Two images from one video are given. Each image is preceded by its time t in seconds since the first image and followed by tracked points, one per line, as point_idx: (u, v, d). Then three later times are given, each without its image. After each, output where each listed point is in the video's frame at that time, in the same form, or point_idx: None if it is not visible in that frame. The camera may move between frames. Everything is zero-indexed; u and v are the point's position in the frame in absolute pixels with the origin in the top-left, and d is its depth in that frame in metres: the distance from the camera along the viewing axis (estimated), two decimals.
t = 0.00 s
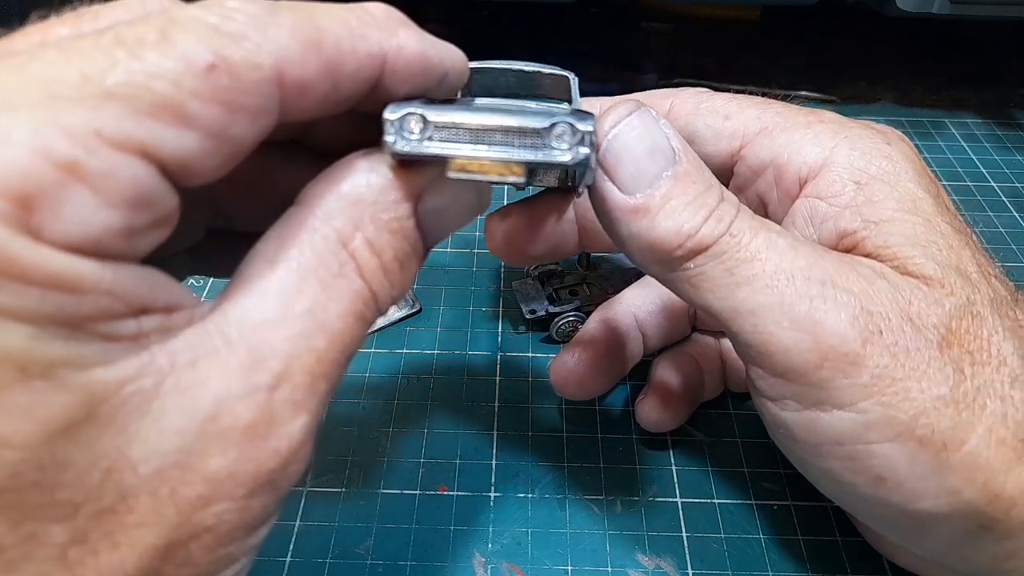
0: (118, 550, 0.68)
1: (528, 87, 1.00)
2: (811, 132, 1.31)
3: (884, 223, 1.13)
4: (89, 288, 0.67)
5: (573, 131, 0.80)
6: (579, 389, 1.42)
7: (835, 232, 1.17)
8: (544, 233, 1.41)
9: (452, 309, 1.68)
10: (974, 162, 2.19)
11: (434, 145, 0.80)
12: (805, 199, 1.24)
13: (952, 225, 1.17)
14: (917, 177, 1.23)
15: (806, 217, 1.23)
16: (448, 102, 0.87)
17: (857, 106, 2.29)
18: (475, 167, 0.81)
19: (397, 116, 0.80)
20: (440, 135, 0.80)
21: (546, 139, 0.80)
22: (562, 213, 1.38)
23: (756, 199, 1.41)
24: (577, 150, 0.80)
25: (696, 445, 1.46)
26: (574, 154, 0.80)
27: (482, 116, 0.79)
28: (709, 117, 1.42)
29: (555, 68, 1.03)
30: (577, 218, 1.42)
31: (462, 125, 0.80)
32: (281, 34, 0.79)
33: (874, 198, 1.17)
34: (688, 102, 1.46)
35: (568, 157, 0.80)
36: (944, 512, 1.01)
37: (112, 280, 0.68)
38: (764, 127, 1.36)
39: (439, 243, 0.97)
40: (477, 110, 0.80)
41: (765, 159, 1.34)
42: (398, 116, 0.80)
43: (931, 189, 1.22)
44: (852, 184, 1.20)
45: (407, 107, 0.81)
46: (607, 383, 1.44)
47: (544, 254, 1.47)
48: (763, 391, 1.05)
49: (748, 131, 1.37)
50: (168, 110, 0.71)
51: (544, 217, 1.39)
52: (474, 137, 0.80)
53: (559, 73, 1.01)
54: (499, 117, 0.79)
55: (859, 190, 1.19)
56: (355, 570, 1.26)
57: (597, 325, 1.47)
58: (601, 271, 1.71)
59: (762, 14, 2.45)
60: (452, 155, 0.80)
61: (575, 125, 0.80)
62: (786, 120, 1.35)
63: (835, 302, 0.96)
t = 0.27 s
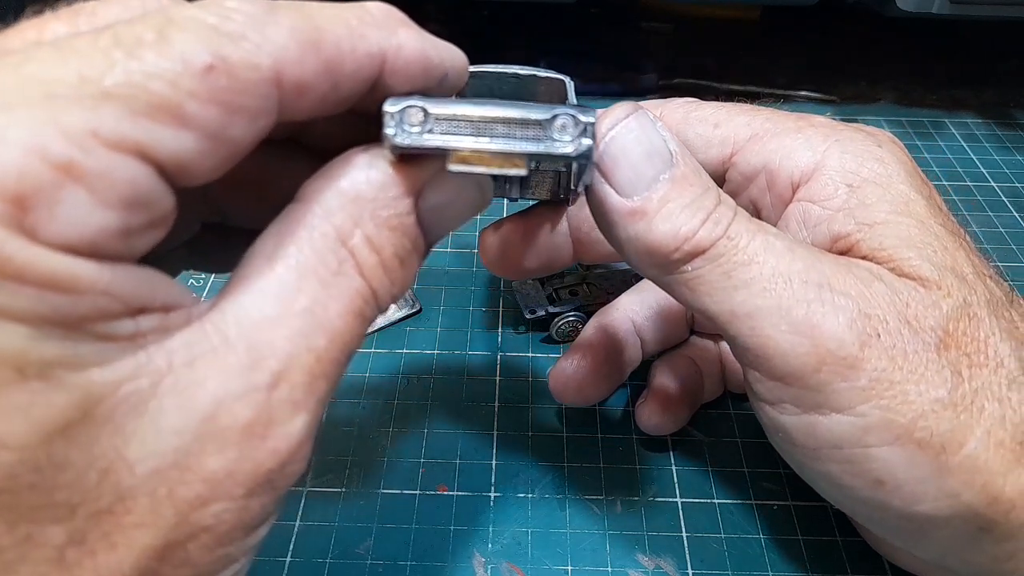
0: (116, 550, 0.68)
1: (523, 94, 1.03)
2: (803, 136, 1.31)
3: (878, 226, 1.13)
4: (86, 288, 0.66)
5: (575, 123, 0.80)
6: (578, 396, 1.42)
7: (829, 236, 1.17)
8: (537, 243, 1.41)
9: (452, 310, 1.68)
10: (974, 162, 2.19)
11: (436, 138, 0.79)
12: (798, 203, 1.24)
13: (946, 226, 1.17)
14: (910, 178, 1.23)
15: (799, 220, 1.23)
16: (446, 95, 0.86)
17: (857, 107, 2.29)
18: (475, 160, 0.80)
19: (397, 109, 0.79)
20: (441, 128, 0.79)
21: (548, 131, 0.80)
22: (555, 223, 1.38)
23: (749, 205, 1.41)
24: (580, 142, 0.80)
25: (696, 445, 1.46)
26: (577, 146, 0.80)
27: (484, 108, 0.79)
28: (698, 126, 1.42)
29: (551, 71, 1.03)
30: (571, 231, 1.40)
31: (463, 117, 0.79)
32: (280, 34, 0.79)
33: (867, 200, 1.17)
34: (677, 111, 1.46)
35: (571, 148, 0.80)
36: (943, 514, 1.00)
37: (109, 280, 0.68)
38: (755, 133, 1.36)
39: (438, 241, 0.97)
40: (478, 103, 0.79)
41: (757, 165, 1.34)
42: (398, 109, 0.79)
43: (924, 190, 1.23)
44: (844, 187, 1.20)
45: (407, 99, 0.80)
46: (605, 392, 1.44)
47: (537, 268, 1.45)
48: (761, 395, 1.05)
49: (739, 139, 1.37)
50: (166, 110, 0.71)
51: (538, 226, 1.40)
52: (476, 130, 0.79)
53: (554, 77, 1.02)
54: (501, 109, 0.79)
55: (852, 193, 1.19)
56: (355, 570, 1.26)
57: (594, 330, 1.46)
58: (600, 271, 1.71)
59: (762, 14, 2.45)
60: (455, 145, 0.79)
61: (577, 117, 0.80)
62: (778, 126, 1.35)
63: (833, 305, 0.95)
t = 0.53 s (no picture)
0: (118, 551, 0.68)
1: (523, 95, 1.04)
2: (803, 136, 1.31)
3: (877, 226, 1.13)
4: (88, 288, 0.66)
5: (575, 122, 0.80)
6: (578, 398, 1.42)
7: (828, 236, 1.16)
8: (536, 245, 1.41)
9: (452, 310, 1.68)
10: (974, 162, 2.19)
11: (437, 138, 0.79)
12: (797, 203, 1.24)
13: (945, 227, 1.17)
14: (909, 178, 1.23)
15: (798, 221, 1.23)
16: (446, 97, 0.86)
17: (857, 107, 2.29)
18: (476, 160, 0.79)
19: (397, 109, 0.79)
20: (441, 128, 0.79)
21: (549, 130, 0.80)
22: (555, 224, 1.38)
23: (749, 206, 1.41)
24: (580, 141, 0.80)
25: (696, 445, 1.46)
26: (577, 145, 0.80)
27: (484, 108, 0.79)
28: (698, 126, 1.42)
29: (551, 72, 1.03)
30: (572, 232, 1.41)
31: (464, 117, 0.79)
32: (281, 34, 0.79)
33: (865, 201, 1.17)
34: (676, 112, 1.46)
35: (571, 148, 0.80)
36: (943, 514, 1.01)
37: (111, 281, 0.68)
38: (754, 134, 1.36)
39: (439, 241, 0.97)
40: (478, 103, 0.79)
41: (756, 166, 1.34)
42: (398, 110, 0.79)
43: (923, 190, 1.23)
44: (843, 188, 1.20)
45: (407, 100, 0.80)
46: (604, 393, 1.44)
47: (537, 269, 1.45)
48: (761, 396, 1.05)
49: (738, 140, 1.37)
50: (168, 110, 0.71)
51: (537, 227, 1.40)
52: (476, 130, 0.79)
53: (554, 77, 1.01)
54: (501, 109, 0.79)
55: (851, 193, 1.19)
56: (356, 570, 1.26)
57: (594, 332, 1.46)
58: (600, 270, 1.70)
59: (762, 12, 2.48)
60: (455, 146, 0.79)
61: (577, 116, 0.80)
62: (777, 126, 1.35)
63: (833, 305, 0.96)
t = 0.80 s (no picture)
0: (120, 552, 0.68)
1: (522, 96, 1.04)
2: (801, 137, 1.31)
3: (876, 227, 1.13)
4: (91, 289, 0.67)
5: (575, 121, 0.80)
6: (579, 398, 1.42)
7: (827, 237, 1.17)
8: (535, 247, 1.41)
9: (452, 310, 1.68)
10: (974, 162, 2.19)
11: (437, 138, 0.79)
12: (796, 204, 1.25)
13: (944, 227, 1.18)
14: (908, 179, 1.23)
15: (798, 222, 1.23)
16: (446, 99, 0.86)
17: (857, 107, 2.29)
18: (476, 159, 0.79)
19: (397, 109, 0.79)
20: (441, 128, 0.79)
21: (548, 129, 0.80)
22: (555, 225, 1.38)
23: (748, 207, 1.41)
24: (580, 140, 0.80)
25: (696, 444, 1.46)
26: (577, 144, 0.80)
27: (484, 108, 0.79)
28: (697, 127, 1.42)
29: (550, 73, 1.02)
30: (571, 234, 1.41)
31: (463, 117, 0.79)
32: (282, 34, 0.79)
33: (864, 202, 1.17)
34: (676, 112, 1.46)
35: (571, 146, 0.79)
36: (943, 514, 1.01)
37: (114, 283, 0.69)
38: (753, 135, 1.36)
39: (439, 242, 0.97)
40: (478, 103, 0.80)
41: (755, 167, 1.34)
42: (398, 110, 0.79)
43: (922, 191, 1.23)
44: (841, 189, 1.20)
45: (407, 101, 0.80)
46: (604, 393, 1.44)
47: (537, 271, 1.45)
48: (760, 396, 1.05)
49: (737, 141, 1.37)
50: (170, 112, 0.71)
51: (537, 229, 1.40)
52: (476, 129, 0.79)
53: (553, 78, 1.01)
54: (500, 109, 0.79)
55: (850, 194, 1.19)
56: (356, 570, 1.26)
57: (594, 332, 1.47)
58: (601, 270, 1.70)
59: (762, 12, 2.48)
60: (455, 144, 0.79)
61: (577, 114, 0.80)
62: (776, 127, 1.35)
63: (832, 306, 0.96)
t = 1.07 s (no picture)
0: (121, 552, 0.68)
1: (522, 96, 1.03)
2: (800, 138, 1.31)
3: (874, 228, 1.13)
4: (93, 289, 0.67)
5: (573, 119, 0.79)
6: (580, 400, 1.42)
7: (825, 238, 1.17)
8: (534, 248, 1.41)
9: (452, 310, 1.68)
10: (974, 162, 2.19)
11: (435, 136, 0.79)
12: (795, 205, 1.25)
13: (943, 228, 1.18)
14: (908, 180, 1.23)
15: (797, 223, 1.24)
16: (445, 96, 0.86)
17: (857, 107, 2.29)
18: (474, 157, 0.80)
19: (395, 107, 0.79)
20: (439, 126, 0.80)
21: (546, 127, 0.79)
22: (555, 226, 1.38)
23: (746, 208, 1.41)
24: (577, 138, 0.79)
25: (696, 444, 1.46)
26: (574, 142, 0.79)
27: (481, 106, 0.79)
28: (696, 127, 1.42)
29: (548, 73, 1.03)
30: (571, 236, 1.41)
31: (461, 115, 0.79)
32: (282, 31, 0.79)
33: (863, 203, 1.17)
34: (675, 112, 1.46)
35: (569, 145, 0.79)
36: (942, 515, 1.01)
37: (116, 283, 0.69)
38: (752, 136, 1.36)
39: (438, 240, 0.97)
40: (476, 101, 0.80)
41: (754, 168, 1.34)
42: (396, 107, 0.79)
43: (921, 192, 1.23)
44: (840, 190, 1.20)
45: (405, 99, 0.80)
46: (604, 394, 1.44)
47: (537, 272, 1.45)
48: (758, 396, 1.05)
49: (736, 142, 1.37)
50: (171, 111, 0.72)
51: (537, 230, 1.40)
52: (473, 127, 0.79)
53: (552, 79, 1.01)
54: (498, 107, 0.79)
55: (850, 194, 1.19)
56: (355, 570, 1.26)
57: (594, 332, 1.47)
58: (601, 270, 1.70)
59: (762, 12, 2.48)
60: (454, 142, 0.79)
61: (575, 113, 0.79)
62: (775, 128, 1.35)
63: (830, 307, 0.96)
